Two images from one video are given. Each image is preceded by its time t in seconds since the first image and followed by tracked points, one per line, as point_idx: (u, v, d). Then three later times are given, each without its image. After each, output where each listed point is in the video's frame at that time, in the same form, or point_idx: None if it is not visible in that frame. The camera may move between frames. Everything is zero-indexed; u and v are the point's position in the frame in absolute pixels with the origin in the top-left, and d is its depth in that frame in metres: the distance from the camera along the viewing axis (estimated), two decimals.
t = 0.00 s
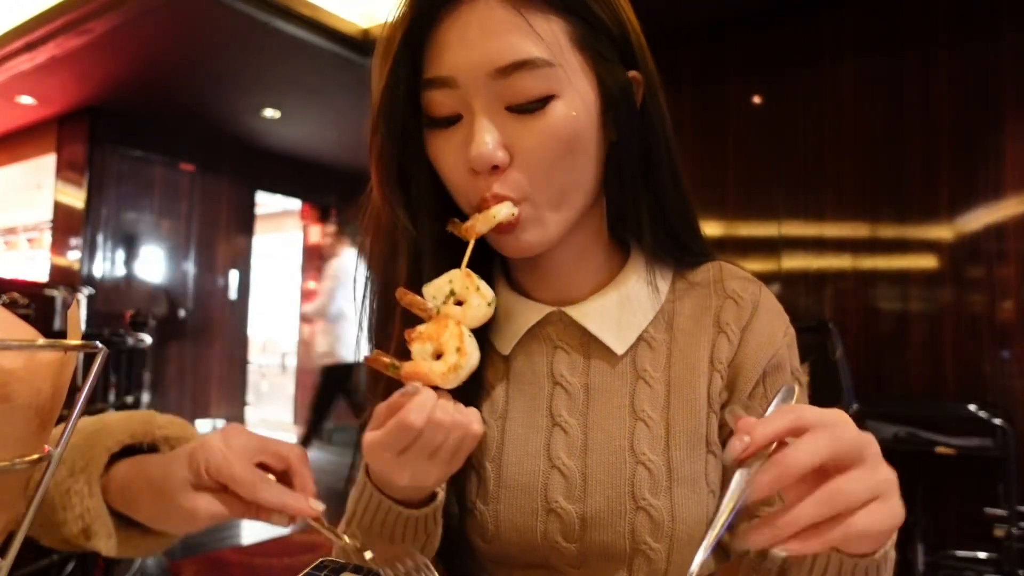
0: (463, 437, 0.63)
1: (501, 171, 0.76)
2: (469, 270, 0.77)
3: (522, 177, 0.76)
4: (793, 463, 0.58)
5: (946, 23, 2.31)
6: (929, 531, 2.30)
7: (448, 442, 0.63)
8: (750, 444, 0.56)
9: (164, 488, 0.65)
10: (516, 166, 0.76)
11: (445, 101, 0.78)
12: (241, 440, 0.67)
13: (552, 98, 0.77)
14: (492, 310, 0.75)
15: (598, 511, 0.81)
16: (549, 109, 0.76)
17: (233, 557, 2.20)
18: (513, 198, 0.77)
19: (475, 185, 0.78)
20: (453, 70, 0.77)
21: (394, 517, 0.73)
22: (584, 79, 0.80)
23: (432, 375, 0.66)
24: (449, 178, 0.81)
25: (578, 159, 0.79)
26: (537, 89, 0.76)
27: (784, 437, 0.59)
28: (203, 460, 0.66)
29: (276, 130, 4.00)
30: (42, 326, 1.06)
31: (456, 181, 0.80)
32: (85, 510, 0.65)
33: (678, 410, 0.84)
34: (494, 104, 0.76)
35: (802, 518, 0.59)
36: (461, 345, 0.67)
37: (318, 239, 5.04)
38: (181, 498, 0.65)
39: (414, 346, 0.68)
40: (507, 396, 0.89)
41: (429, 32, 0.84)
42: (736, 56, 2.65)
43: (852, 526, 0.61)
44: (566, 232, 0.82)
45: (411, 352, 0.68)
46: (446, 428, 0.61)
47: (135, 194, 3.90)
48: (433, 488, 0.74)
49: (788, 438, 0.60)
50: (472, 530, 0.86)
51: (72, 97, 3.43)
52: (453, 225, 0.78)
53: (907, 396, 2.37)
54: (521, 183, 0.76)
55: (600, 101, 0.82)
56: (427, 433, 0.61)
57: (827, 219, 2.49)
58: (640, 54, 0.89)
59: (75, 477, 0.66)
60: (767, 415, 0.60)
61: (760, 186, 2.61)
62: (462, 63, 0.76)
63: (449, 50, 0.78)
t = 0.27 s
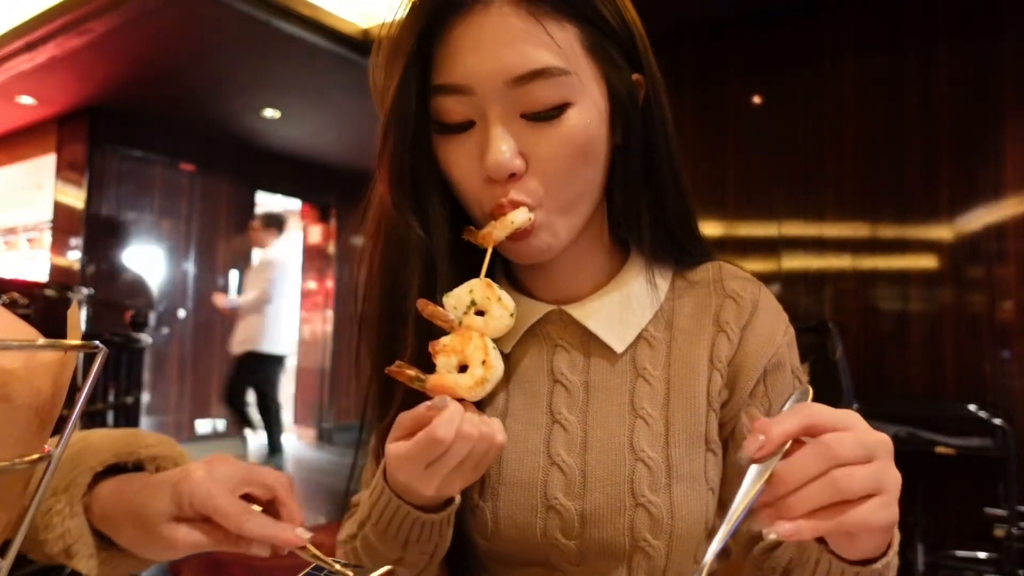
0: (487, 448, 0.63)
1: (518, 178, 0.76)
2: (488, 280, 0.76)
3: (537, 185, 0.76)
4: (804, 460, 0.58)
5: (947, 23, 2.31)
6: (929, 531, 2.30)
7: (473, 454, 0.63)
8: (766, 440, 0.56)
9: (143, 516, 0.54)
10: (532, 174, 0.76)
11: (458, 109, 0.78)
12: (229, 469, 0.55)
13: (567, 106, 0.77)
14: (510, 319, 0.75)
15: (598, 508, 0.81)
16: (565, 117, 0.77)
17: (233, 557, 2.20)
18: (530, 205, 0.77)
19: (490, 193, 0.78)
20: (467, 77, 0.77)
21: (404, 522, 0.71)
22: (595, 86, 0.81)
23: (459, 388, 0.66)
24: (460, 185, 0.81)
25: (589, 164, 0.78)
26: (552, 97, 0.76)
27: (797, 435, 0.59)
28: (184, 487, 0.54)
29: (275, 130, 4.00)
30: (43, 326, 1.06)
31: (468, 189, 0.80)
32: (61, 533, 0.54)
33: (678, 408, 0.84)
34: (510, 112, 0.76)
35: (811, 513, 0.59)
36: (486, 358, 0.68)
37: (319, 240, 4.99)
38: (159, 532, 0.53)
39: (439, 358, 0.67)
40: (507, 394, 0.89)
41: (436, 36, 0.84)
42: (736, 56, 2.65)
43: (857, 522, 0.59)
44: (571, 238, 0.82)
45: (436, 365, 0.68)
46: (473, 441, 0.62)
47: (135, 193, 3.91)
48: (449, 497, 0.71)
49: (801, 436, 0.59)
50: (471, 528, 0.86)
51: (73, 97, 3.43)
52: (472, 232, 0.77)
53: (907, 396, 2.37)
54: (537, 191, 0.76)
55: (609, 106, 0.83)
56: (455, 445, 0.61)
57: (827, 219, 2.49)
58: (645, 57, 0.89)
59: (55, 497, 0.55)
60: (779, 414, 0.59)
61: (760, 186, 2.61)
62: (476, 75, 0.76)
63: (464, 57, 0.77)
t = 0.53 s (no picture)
0: (491, 449, 0.63)
1: (524, 179, 0.76)
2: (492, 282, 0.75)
3: (543, 186, 0.76)
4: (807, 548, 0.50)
5: (947, 23, 2.31)
6: (929, 531, 2.30)
7: (477, 455, 0.63)
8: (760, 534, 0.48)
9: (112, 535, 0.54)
10: (538, 176, 0.76)
11: (462, 110, 0.78)
12: (193, 487, 0.57)
13: (572, 108, 0.77)
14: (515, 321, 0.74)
15: (599, 506, 0.81)
16: (570, 119, 0.76)
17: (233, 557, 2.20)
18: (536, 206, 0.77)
19: (495, 194, 0.78)
20: (472, 79, 0.76)
21: (406, 522, 0.71)
22: (599, 88, 0.81)
23: (462, 390, 0.65)
24: (464, 186, 0.81)
25: (592, 165, 0.78)
26: (558, 99, 0.76)
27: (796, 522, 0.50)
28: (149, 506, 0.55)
29: (275, 130, 3.99)
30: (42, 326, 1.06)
31: (473, 191, 0.80)
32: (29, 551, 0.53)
33: (678, 406, 0.84)
34: (516, 113, 0.76)
35: None
36: (490, 360, 0.67)
37: (319, 240, 5.06)
38: (122, 550, 0.54)
39: (443, 359, 0.66)
40: (507, 392, 0.89)
41: (439, 37, 0.83)
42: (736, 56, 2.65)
43: None
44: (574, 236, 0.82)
45: (439, 366, 0.66)
46: (478, 442, 0.62)
47: (135, 194, 3.91)
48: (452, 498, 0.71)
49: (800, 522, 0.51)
50: (472, 527, 0.86)
51: (73, 97, 3.43)
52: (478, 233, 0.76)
53: (907, 396, 2.37)
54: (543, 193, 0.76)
55: (612, 107, 0.83)
56: (459, 448, 0.61)
57: (827, 219, 2.49)
58: (645, 57, 0.89)
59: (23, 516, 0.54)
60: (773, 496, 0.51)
61: (760, 186, 2.61)
62: (481, 74, 0.76)
63: (465, 57, 0.77)
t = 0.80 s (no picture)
0: (490, 450, 0.63)
1: (523, 178, 0.76)
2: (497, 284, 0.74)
3: (542, 188, 0.77)
4: None
5: (948, 23, 2.31)
6: (929, 531, 2.30)
7: (476, 457, 0.63)
8: None
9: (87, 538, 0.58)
10: (537, 177, 0.76)
11: (462, 111, 0.78)
12: (168, 487, 0.59)
13: (571, 108, 0.77)
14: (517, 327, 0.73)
15: (598, 506, 0.81)
16: (569, 118, 0.77)
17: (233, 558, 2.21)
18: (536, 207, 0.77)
19: (495, 193, 0.78)
20: (471, 79, 0.76)
21: (407, 521, 0.71)
22: (599, 89, 0.81)
23: (463, 395, 0.65)
24: (462, 186, 0.81)
25: (592, 166, 0.79)
26: (557, 98, 0.76)
27: None
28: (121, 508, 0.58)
29: (275, 130, 3.99)
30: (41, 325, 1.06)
31: (471, 191, 0.80)
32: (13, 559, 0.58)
33: (678, 407, 0.84)
34: (515, 112, 0.76)
35: None
36: (491, 365, 0.66)
37: (319, 240, 5.08)
38: (99, 550, 0.58)
39: (444, 362, 0.66)
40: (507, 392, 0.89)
41: (439, 38, 0.83)
42: (736, 56, 2.65)
43: None
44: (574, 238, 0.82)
45: (441, 369, 0.66)
46: (476, 444, 0.62)
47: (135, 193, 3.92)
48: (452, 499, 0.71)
49: None
50: (471, 527, 0.86)
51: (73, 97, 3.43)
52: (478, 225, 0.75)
53: (907, 396, 2.37)
54: (542, 192, 0.77)
55: (612, 108, 0.83)
56: (458, 449, 0.61)
57: (827, 219, 2.49)
58: (645, 57, 0.89)
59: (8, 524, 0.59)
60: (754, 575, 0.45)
61: (760, 186, 2.61)
62: (480, 73, 0.76)
63: (467, 57, 0.77)
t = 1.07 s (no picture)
0: (472, 449, 0.62)
1: (517, 173, 0.75)
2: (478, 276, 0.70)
3: (536, 182, 0.76)
4: None
5: (947, 23, 2.31)
6: (929, 531, 2.30)
7: (457, 455, 0.62)
8: None
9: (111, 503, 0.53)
10: (531, 170, 0.76)
11: (457, 106, 0.78)
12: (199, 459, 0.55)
13: (565, 102, 0.77)
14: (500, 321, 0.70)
15: (597, 507, 0.81)
16: (564, 113, 0.76)
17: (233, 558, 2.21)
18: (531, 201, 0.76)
19: (489, 187, 0.77)
20: (465, 74, 0.76)
21: (400, 523, 0.71)
22: (594, 84, 0.81)
23: (439, 393, 0.62)
24: (456, 181, 0.80)
25: (589, 162, 0.78)
26: (551, 93, 0.76)
27: None
28: (151, 471, 0.54)
29: (275, 130, 3.99)
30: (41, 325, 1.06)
31: (466, 186, 0.79)
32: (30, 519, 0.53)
33: (678, 407, 0.84)
34: (509, 107, 0.76)
35: None
36: (469, 361, 0.63)
37: (319, 240, 5.08)
38: (122, 512, 0.53)
39: (421, 360, 0.63)
40: (507, 393, 0.89)
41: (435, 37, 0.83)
42: (736, 56, 2.66)
43: None
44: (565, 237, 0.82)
45: (418, 366, 0.63)
46: (456, 443, 0.61)
47: (135, 193, 3.91)
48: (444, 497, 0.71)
49: None
50: (471, 528, 0.86)
51: (73, 97, 3.43)
52: (461, 209, 0.74)
53: (907, 397, 2.37)
54: (536, 186, 0.76)
55: (608, 104, 0.83)
56: (434, 447, 0.60)
57: (827, 219, 2.49)
58: (641, 57, 0.89)
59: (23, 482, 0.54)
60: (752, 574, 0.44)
61: (759, 186, 2.61)
62: (474, 67, 0.76)
63: (463, 52, 0.78)
